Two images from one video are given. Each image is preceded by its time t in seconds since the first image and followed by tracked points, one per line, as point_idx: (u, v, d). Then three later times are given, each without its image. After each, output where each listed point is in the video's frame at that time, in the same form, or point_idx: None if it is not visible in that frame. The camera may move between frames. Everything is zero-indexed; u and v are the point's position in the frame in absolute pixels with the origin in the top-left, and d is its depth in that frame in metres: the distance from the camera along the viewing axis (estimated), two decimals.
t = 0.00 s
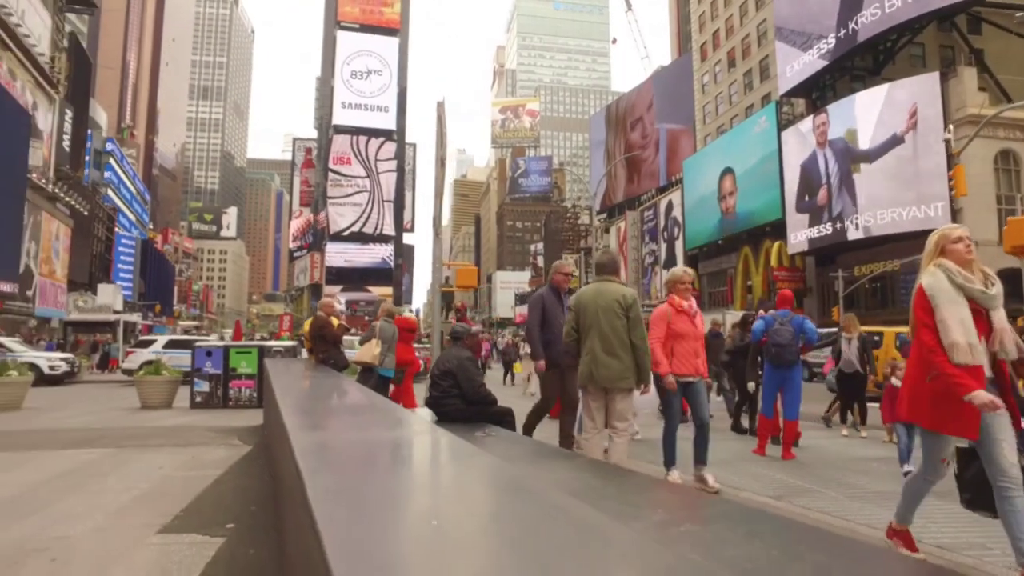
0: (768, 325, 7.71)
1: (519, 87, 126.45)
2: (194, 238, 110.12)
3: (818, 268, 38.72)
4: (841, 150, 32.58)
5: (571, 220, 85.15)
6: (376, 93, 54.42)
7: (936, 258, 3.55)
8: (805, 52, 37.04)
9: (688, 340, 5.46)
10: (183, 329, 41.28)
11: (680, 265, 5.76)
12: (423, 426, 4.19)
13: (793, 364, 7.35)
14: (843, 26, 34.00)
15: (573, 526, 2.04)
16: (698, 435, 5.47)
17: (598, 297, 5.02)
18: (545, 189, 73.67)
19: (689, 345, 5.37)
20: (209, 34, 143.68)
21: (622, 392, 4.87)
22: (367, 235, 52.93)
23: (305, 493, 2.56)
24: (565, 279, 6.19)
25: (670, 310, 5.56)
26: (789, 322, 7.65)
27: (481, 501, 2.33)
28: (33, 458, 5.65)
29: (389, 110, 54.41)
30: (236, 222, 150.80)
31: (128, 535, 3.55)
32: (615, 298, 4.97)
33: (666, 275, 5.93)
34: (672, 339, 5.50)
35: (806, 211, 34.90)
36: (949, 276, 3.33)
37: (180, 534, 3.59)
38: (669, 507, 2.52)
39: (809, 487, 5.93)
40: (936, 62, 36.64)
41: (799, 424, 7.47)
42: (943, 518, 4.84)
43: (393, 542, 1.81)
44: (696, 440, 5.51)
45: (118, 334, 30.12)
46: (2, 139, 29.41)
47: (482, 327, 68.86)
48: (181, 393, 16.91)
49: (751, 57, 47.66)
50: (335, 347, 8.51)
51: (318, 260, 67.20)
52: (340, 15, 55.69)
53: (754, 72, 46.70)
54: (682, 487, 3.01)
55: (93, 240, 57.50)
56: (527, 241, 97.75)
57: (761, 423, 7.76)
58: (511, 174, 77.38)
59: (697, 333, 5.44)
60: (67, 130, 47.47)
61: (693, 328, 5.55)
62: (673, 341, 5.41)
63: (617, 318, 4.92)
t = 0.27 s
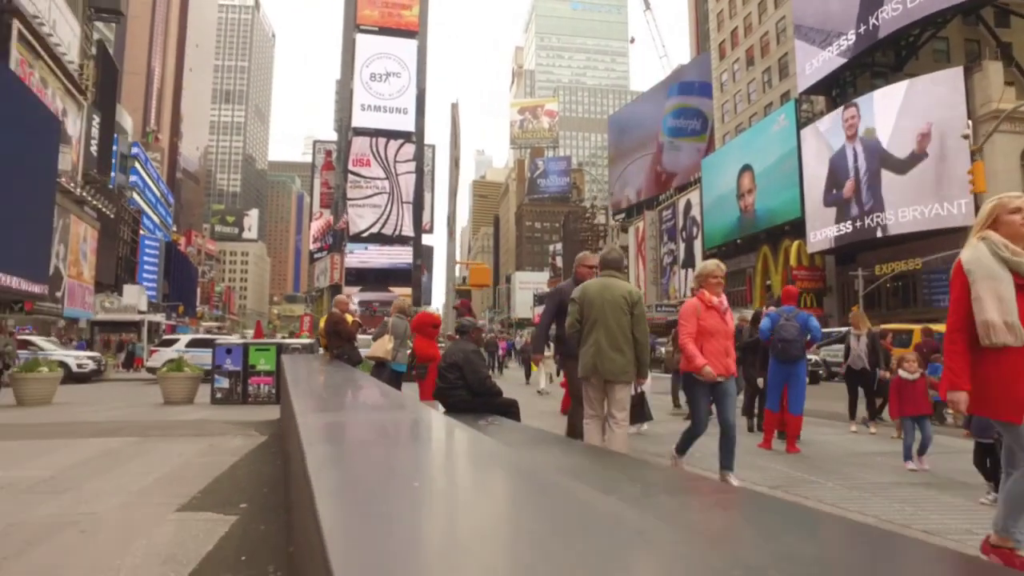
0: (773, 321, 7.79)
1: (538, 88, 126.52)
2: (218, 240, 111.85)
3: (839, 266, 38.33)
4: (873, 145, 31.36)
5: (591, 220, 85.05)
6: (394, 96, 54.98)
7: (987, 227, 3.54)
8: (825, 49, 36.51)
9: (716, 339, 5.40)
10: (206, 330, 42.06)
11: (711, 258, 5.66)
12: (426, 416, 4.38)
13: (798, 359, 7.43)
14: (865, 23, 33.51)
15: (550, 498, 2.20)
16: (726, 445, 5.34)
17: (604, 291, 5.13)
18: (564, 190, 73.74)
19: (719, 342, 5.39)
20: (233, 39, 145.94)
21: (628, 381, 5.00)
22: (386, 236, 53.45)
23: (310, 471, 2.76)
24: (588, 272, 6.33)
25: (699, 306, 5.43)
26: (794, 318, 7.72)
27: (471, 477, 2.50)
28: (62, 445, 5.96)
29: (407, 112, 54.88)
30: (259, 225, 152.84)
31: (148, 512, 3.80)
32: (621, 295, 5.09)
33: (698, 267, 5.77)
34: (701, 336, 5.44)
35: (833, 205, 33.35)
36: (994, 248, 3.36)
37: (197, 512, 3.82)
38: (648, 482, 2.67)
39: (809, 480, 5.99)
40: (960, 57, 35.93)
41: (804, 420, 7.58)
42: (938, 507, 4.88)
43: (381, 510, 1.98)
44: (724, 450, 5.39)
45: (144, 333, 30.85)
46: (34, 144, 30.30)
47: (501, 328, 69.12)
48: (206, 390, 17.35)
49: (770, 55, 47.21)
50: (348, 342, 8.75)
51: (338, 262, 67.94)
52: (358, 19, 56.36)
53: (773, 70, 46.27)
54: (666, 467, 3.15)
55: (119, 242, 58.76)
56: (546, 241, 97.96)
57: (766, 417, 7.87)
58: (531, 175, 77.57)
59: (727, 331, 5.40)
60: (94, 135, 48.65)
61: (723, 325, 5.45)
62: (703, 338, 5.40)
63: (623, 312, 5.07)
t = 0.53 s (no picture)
0: (770, 317, 7.91)
1: (546, 89, 126.55)
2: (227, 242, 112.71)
3: (847, 266, 38.17)
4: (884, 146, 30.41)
5: (599, 221, 85.02)
6: (402, 97, 55.23)
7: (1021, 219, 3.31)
8: (832, 48, 35.54)
9: (727, 327, 5.46)
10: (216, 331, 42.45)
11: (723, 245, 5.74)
12: (424, 407, 4.55)
13: (794, 355, 7.53)
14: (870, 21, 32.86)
15: (532, 481, 2.33)
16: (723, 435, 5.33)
17: (598, 287, 5.27)
18: (571, 190, 73.83)
19: (728, 331, 5.45)
20: (242, 42, 146.92)
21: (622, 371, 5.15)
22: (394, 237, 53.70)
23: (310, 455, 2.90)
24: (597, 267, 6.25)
25: (710, 293, 5.55)
26: (791, 314, 7.83)
27: (459, 462, 2.64)
28: (77, 436, 6.20)
29: (415, 114, 55.08)
30: (268, 225, 153.70)
31: (160, 495, 3.99)
32: (615, 290, 5.24)
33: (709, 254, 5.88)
34: (711, 324, 5.50)
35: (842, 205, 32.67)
36: None
37: (204, 496, 4.00)
38: (635, 468, 2.78)
39: (803, 474, 6.06)
40: (970, 55, 35.56)
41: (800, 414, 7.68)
42: (927, 502, 4.93)
43: (370, 488, 2.12)
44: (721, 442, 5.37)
45: (156, 333, 31.24)
46: (48, 146, 30.74)
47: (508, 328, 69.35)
48: (216, 388, 17.62)
49: (777, 55, 47.03)
50: (353, 339, 8.95)
51: (346, 263, 68.26)
52: (366, 21, 56.60)
53: (780, 70, 46.12)
54: (651, 455, 3.29)
55: (130, 244, 59.33)
56: (554, 242, 98.11)
57: (763, 411, 8.00)
58: (538, 175, 77.67)
59: (736, 318, 5.50)
60: (106, 138, 49.11)
61: (734, 312, 5.56)
62: (713, 326, 5.46)
63: (615, 308, 5.23)
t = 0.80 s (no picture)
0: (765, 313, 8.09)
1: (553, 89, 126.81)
2: (235, 242, 113.40)
3: (853, 265, 38.08)
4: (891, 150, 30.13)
5: (606, 221, 84.87)
6: (408, 98, 55.55)
7: None
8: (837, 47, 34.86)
9: (736, 321, 5.33)
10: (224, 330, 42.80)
11: (730, 236, 5.57)
12: (421, 400, 4.70)
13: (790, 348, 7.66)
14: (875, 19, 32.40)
15: (524, 467, 2.41)
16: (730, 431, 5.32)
17: (583, 284, 5.43)
18: (578, 190, 73.95)
19: (738, 327, 5.32)
20: (251, 43, 147.71)
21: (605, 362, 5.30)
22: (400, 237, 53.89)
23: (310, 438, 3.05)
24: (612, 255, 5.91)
25: (717, 286, 5.40)
26: (786, 310, 7.96)
27: (456, 450, 2.73)
28: (89, 428, 6.44)
29: (422, 114, 55.27)
30: (276, 226, 154.54)
31: (169, 480, 4.21)
32: (599, 288, 5.39)
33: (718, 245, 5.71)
34: (718, 318, 5.38)
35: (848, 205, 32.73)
36: None
37: (209, 480, 4.18)
38: (625, 457, 2.87)
39: (796, 467, 6.17)
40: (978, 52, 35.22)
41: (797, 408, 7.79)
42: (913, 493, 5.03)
43: (368, 469, 2.28)
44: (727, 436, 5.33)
45: (165, 331, 31.62)
46: (59, 147, 31.13)
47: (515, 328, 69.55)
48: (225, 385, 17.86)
49: (783, 53, 46.87)
50: (356, 336, 9.15)
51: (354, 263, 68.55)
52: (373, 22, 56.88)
53: (787, 68, 46.00)
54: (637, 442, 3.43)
55: (139, 244, 59.80)
56: (560, 242, 98.23)
57: (760, 405, 8.13)
58: (545, 175, 77.80)
59: (747, 313, 5.34)
60: (115, 139, 49.53)
61: (744, 306, 5.37)
62: (719, 319, 5.36)
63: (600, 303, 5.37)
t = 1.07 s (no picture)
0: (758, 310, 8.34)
1: (557, 90, 127.08)
2: (241, 243, 113.77)
3: (856, 265, 38.09)
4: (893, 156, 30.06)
5: (609, 222, 85.03)
6: (412, 100, 55.91)
7: None
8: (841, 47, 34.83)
9: (751, 308, 4.98)
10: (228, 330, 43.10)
11: (740, 219, 5.23)
12: (419, 391, 4.85)
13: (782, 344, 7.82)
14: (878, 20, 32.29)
15: (514, 451, 2.52)
16: (769, 424, 4.98)
17: (559, 281, 6.39)
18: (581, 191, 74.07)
19: (752, 313, 4.97)
20: (256, 45, 148.41)
21: (577, 357, 6.26)
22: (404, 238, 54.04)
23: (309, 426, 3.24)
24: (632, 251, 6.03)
25: (730, 271, 5.06)
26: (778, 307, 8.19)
27: (450, 435, 2.84)
28: (99, 421, 6.68)
29: (426, 115, 55.51)
30: (280, 228, 154.97)
31: (177, 467, 4.43)
32: (573, 284, 6.34)
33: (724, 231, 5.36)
34: (734, 306, 5.04)
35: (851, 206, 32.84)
36: None
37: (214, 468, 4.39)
38: (609, 443, 2.97)
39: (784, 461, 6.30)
40: (982, 51, 35.12)
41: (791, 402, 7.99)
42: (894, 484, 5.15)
43: (364, 446, 2.47)
44: (764, 430, 4.98)
45: (171, 331, 31.96)
46: (66, 148, 31.51)
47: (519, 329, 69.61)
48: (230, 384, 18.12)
49: (786, 54, 46.95)
50: (358, 333, 9.35)
51: (358, 263, 68.72)
52: (377, 23, 57.27)
53: (790, 68, 46.07)
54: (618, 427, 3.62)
55: (145, 245, 60.20)
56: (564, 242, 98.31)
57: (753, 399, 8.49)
58: (549, 176, 77.95)
59: (761, 299, 4.99)
60: (121, 141, 49.85)
61: (758, 292, 5.02)
62: (738, 307, 5.00)
63: (578, 296, 6.37)
